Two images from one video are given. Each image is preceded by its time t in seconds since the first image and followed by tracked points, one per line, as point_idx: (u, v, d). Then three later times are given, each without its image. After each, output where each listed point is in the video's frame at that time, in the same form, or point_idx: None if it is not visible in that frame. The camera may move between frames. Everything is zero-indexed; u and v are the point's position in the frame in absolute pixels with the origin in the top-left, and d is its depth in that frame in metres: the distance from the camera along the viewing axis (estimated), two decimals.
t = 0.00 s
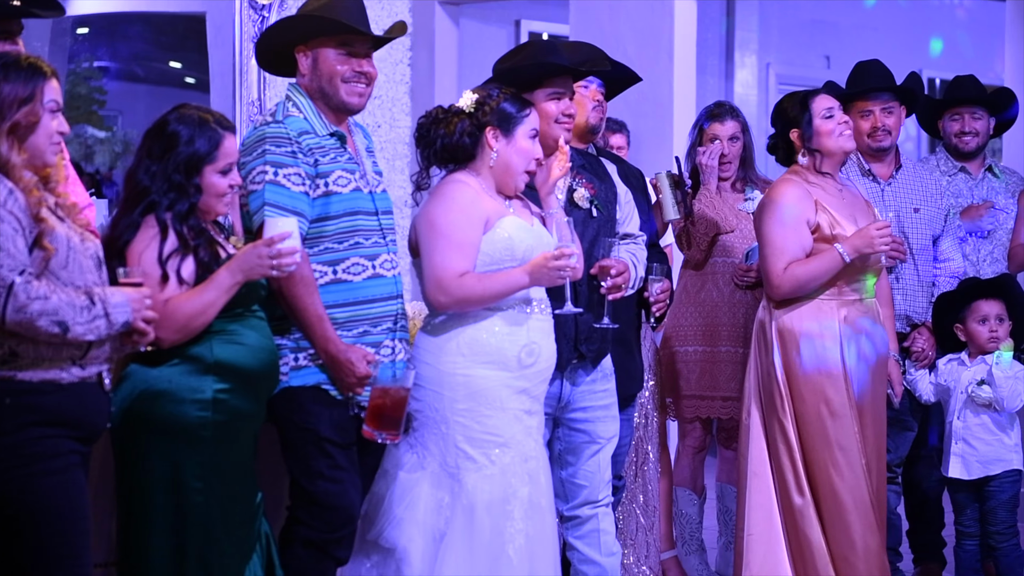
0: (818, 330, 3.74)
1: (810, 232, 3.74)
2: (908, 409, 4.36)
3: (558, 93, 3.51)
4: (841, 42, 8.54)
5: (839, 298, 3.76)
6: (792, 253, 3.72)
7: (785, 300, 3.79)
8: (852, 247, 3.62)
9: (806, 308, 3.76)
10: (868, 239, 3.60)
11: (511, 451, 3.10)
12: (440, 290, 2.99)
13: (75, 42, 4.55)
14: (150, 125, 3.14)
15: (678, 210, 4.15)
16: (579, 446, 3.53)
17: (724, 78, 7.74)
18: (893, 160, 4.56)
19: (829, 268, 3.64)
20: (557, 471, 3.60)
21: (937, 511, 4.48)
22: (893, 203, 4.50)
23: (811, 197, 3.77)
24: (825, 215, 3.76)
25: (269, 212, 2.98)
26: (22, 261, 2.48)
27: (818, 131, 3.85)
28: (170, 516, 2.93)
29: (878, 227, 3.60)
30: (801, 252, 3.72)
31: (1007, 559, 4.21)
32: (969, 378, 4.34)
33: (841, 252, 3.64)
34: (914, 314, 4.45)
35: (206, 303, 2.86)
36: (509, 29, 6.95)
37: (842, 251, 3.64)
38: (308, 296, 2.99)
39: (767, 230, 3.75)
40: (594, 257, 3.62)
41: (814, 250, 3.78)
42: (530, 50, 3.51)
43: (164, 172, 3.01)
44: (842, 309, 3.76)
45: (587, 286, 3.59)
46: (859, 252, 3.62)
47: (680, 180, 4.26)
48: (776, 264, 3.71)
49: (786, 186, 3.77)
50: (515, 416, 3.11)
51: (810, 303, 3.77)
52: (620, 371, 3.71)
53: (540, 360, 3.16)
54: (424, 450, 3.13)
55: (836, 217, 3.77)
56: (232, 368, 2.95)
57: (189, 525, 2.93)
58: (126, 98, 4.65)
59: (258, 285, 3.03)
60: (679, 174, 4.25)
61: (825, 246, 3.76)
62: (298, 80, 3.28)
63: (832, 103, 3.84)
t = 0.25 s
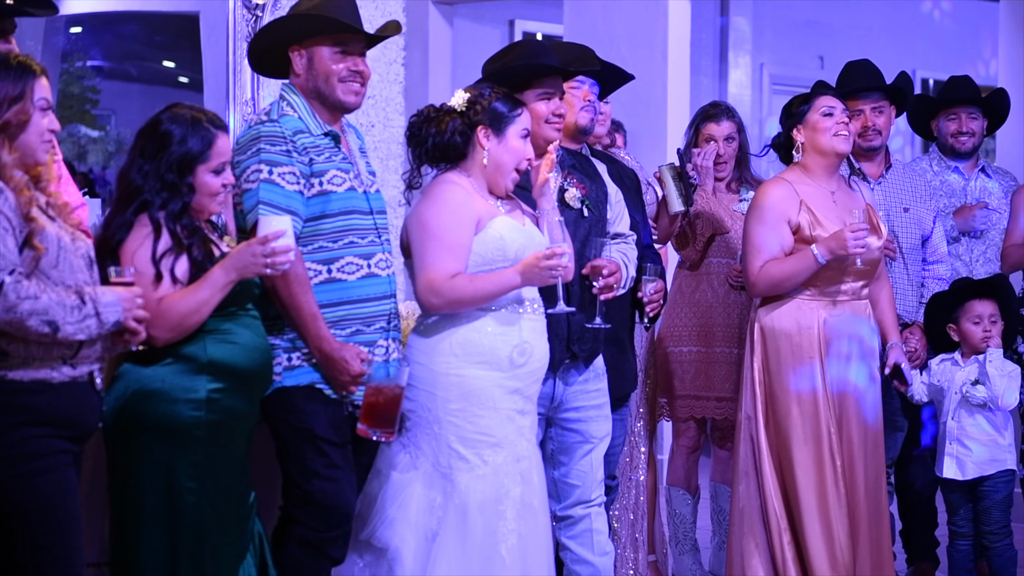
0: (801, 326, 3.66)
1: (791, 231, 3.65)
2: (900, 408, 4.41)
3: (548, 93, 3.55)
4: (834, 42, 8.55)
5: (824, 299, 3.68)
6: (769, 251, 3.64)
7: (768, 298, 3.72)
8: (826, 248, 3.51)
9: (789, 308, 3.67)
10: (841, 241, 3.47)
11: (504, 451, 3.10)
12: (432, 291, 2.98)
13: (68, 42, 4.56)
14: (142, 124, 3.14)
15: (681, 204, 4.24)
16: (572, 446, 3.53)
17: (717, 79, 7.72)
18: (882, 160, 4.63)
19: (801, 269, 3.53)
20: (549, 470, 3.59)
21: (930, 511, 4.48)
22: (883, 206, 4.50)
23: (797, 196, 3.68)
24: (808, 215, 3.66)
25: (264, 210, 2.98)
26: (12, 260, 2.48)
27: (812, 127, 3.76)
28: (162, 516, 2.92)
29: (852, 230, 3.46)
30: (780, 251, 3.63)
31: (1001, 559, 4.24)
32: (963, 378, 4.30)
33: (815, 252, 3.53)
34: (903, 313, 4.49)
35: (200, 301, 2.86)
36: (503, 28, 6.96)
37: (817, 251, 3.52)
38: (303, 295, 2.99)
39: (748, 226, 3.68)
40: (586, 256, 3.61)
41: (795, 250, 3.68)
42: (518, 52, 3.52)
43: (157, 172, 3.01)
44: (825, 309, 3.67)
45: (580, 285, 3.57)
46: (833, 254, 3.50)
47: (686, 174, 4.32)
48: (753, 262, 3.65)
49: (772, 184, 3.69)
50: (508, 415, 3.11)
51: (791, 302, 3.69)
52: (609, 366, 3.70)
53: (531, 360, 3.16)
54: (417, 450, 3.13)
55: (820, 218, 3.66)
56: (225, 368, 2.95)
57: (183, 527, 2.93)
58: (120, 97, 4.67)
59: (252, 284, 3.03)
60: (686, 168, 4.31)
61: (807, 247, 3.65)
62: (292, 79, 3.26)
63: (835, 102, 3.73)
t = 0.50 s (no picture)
0: (795, 327, 3.63)
1: (779, 230, 3.63)
2: (887, 410, 4.43)
3: (548, 91, 3.51)
4: (827, 41, 8.55)
5: (813, 296, 3.66)
6: (757, 249, 3.62)
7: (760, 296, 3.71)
8: (810, 246, 3.46)
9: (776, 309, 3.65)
10: (823, 239, 3.42)
11: (494, 450, 3.09)
12: (420, 290, 3.00)
13: (60, 40, 4.56)
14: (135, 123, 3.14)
15: (686, 205, 4.26)
16: (568, 446, 3.53)
17: (710, 77, 7.86)
18: (874, 159, 4.61)
19: (785, 267, 3.51)
20: (546, 470, 3.58)
21: (923, 511, 4.48)
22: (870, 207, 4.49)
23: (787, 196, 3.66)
24: (797, 214, 3.64)
25: (257, 208, 2.98)
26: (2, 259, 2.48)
27: (810, 129, 3.71)
28: (154, 516, 2.92)
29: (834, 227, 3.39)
30: (768, 249, 3.62)
31: (993, 558, 4.20)
32: (955, 378, 4.31)
33: (799, 250, 3.50)
34: (887, 312, 4.44)
35: (192, 301, 2.86)
36: (496, 28, 6.96)
37: (800, 250, 3.49)
38: (296, 294, 2.99)
39: (737, 224, 3.67)
40: (585, 255, 3.57)
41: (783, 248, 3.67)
42: (517, 49, 3.51)
43: (150, 171, 3.00)
44: (816, 307, 3.65)
45: (577, 283, 3.55)
46: (816, 252, 3.46)
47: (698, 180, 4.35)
48: (741, 260, 3.64)
49: (763, 183, 3.67)
50: (499, 415, 3.11)
51: (781, 299, 3.67)
52: (609, 371, 3.71)
53: (523, 360, 3.15)
54: (407, 449, 3.12)
55: (808, 216, 3.64)
56: (217, 368, 2.95)
57: (174, 527, 2.93)
58: (112, 97, 4.78)
59: (245, 284, 3.02)
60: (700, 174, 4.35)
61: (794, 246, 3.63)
62: (285, 77, 3.25)
63: (837, 107, 3.68)
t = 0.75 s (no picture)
0: (789, 327, 3.63)
1: (770, 230, 3.63)
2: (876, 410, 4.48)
3: (555, 88, 3.51)
4: (819, 41, 8.57)
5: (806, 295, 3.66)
6: (748, 249, 3.61)
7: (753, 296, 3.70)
8: (804, 244, 3.46)
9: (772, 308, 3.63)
10: (817, 236, 3.42)
11: (485, 449, 3.10)
12: (410, 287, 3.01)
13: (52, 38, 4.53)
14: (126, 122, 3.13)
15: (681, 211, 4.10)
16: (563, 445, 3.53)
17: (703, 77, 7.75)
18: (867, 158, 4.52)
19: (779, 266, 3.51)
20: (542, 469, 3.59)
21: (914, 510, 4.49)
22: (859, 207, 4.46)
23: (776, 196, 3.66)
24: (787, 213, 3.64)
25: (249, 207, 2.98)
26: None
27: (801, 130, 3.70)
28: (146, 515, 2.92)
29: (829, 224, 3.39)
30: (759, 249, 3.61)
31: (984, 557, 4.18)
32: (945, 378, 4.30)
33: (792, 248, 3.49)
34: (874, 310, 4.42)
35: (184, 301, 2.86)
36: (488, 27, 6.95)
37: (794, 248, 3.48)
38: (287, 293, 2.99)
39: (728, 225, 3.67)
40: (586, 254, 3.56)
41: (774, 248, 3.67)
42: (526, 47, 3.55)
43: (142, 170, 3.00)
44: (809, 305, 3.65)
45: (577, 282, 3.52)
46: (810, 249, 3.46)
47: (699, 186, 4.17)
48: (733, 261, 3.63)
49: (753, 184, 3.67)
50: (489, 414, 3.11)
51: (775, 299, 3.66)
52: (607, 371, 3.65)
53: (513, 359, 3.15)
54: (398, 448, 3.12)
55: (798, 214, 3.64)
56: (209, 367, 2.95)
57: (166, 526, 2.92)
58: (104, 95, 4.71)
59: (237, 284, 3.02)
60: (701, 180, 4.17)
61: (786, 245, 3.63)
62: (278, 76, 3.25)
63: (832, 113, 3.66)
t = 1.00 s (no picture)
0: (776, 325, 3.64)
1: (760, 229, 3.63)
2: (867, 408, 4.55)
3: (557, 86, 3.51)
4: (809, 40, 8.59)
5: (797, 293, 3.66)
6: (738, 249, 3.61)
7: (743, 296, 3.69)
8: (794, 243, 3.47)
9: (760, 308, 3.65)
10: (807, 233, 3.44)
11: (473, 447, 3.10)
12: (398, 285, 3.02)
13: (40, 37, 4.55)
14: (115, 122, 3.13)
15: (675, 214, 3.99)
16: (559, 444, 3.52)
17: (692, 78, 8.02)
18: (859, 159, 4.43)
19: (770, 265, 3.51)
20: (537, 467, 3.58)
21: (903, 509, 4.50)
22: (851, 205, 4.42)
23: (765, 195, 3.66)
24: (776, 212, 3.64)
25: (239, 205, 2.97)
26: None
27: (786, 127, 3.72)
28: (135, 514, 2.92)
29: (818, 224, 3.43)
30: (749, 249, 3.62)
31: (973, 556, 4.19)
32: (935, 377, 4.30)
33: (782, 247, 3.50)
34: (863, 309, 4.42)
35: (173, 301, 2.85)
36: (478, 26, 6.93)
37: (785, 247, 3.49)
38: (276, 291, 2.98)
39: (716, 224, 3.67)
40: (585, 254, 3.54)
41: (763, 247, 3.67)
42: (530, 44, 3.54)
43: (131, 170, 2.99)
44: (799, 303, 3.66)
45: (575, 280, 3.48)
46: (800, 247, 3.47)
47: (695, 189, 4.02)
48: (723, 261, 3.63)
49: (742, 183, 3.67)
50: (478, 412, 3.11)
51: (764, 297, 3.68)
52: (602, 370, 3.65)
53: (502, 358, 3.15)
54: (387, 447, 3.13)
55: (787, 213, 3.65)
56: (198, 365, 2.94)
57: (156, 525, 2.92)
58: (94, 93, 4.69)
59: (226, 283, 3.02)
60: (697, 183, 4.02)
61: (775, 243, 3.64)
62: (268, 75, 3.24)
63: (815, 107, 3.69)
